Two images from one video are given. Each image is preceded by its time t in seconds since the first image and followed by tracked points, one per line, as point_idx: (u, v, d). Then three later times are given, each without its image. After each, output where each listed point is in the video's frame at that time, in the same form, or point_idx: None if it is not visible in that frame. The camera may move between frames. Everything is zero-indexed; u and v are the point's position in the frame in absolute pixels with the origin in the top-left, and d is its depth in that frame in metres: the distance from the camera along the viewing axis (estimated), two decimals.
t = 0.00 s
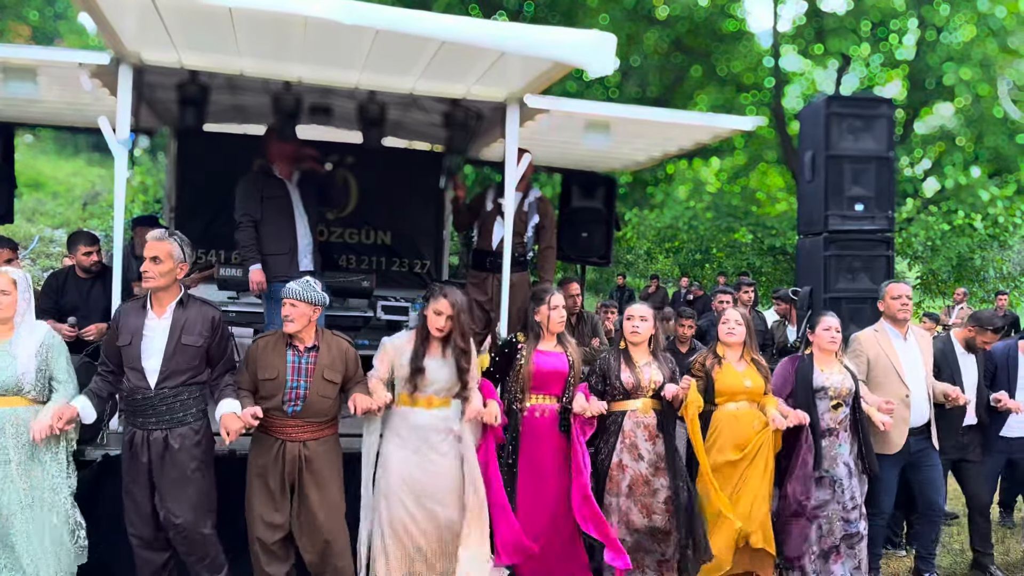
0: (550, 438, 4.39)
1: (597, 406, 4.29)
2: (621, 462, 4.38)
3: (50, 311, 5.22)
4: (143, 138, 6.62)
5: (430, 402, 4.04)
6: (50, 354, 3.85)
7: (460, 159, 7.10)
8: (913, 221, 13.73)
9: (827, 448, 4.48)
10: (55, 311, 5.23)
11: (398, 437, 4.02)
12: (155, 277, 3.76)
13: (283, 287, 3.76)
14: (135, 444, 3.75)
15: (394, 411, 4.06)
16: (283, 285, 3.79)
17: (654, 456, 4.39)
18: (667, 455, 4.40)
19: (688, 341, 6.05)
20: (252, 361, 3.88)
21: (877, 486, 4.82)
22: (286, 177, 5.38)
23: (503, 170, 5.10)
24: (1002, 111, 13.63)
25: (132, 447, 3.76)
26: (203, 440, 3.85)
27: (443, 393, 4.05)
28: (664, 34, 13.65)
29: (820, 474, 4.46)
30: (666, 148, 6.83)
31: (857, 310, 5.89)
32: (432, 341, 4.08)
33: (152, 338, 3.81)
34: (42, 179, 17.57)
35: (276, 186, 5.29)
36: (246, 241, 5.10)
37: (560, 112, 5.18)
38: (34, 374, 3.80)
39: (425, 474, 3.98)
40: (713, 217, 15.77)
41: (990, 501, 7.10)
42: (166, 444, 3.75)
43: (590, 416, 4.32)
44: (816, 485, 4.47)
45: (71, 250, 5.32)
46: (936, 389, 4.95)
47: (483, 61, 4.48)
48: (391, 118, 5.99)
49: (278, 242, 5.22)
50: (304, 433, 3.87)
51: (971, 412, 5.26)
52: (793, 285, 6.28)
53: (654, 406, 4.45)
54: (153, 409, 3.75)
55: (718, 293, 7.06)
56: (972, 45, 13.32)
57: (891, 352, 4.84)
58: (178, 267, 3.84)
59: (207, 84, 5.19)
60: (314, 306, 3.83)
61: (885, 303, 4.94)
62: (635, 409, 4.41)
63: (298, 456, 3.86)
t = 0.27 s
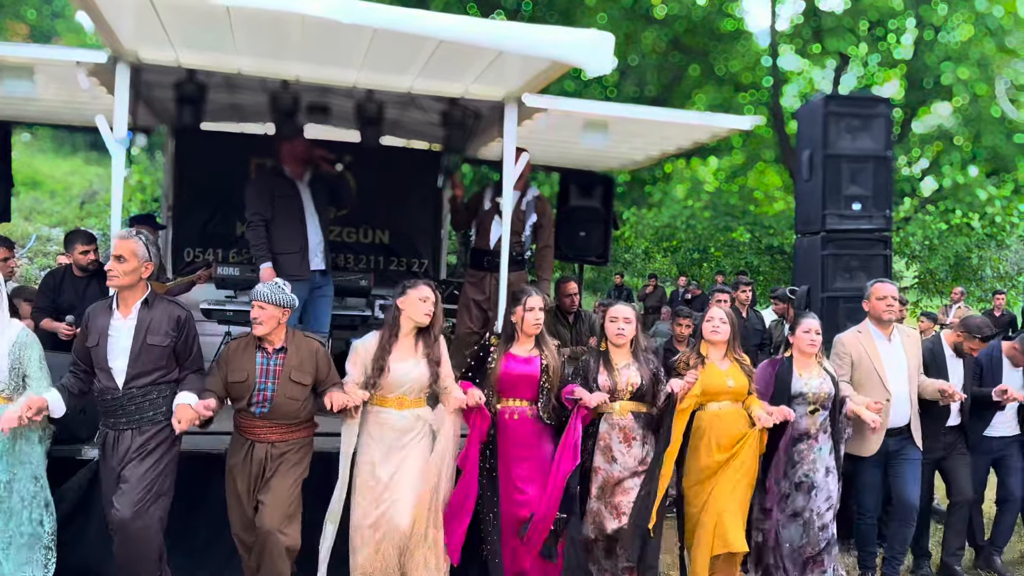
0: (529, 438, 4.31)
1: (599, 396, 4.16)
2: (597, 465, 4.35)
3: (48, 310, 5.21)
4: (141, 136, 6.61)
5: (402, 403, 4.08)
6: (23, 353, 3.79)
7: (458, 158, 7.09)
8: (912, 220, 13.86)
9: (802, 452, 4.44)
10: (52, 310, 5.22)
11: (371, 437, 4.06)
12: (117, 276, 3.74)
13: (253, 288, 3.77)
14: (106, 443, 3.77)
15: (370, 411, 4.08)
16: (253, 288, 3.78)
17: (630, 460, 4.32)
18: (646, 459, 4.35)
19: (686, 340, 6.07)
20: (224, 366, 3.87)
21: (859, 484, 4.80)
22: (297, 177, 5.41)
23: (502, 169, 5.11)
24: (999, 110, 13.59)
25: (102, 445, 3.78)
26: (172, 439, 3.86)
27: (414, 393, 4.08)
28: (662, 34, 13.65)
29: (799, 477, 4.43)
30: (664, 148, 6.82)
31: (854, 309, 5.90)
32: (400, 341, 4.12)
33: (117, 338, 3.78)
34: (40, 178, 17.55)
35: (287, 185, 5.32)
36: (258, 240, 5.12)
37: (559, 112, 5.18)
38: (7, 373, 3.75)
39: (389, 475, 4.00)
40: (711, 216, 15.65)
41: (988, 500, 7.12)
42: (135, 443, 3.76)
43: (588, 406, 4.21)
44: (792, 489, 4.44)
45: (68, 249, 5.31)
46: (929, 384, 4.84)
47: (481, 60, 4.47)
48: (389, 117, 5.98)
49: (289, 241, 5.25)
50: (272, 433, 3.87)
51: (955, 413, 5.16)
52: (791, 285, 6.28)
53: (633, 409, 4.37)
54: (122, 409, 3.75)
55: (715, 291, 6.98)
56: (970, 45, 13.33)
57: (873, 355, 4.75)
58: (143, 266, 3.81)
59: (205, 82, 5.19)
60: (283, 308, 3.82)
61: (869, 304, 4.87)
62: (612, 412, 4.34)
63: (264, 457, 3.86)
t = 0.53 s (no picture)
0: (514, 442, 4.27)
1: (594, 403, 4.02)
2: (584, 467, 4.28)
3: (46, 309, 5.22)
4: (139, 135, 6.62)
5: (386, 406, 4.02)
6: None
7: (457, 157, 7.09)
8: (909, 220, 13.94)
9: (790, 457, 4.35)
10: (50, 310, 5.22)
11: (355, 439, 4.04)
12: (84, 275, 3.70)
13: (228, 287, 3.72)
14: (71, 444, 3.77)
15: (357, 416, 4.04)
16: (229, 286, 3.73)
17: (618, 463, 4.22)
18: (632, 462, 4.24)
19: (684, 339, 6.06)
20: (198, 361, 3.83)
21: (847, 485, 4.84)
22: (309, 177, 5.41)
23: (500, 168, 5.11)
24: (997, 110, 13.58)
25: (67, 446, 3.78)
26: (139, 443, 3.82)
27: (399, 397, 4.04)
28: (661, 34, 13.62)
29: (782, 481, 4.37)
30: (662, 147, 6.82)
31: (852, 309, 5.90)
32: (380, 346, 4.06)
33: (85, 340, 3.77)
34: (38, 176, 17.54)
35: (300, 185, 5.35)
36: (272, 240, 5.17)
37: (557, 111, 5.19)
38: None
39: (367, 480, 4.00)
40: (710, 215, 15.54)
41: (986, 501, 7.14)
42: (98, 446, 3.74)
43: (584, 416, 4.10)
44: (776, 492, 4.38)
45: (66, 247, 5.32)
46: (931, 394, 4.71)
47: (479, 59, 4.47)
48: (388, 116, 5.98)
49: (302, 241, 5.28)
50: (239, 437, 3.78)
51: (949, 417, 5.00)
52: (790, 284, 6.29)
53: (622, 411, 4.24)
54: (86, 411, 3.73)
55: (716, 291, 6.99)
56: (969, 44, 13.34)
57: (866, 356, 4.73)
58: (110, 266, 3.77)
59: (204, 81, 5.19)
60: (257, 307, 3.76)
61: (864, 305, 4.83)
62: (600, 414, 4.21)
63: (230, 462, 3.77)
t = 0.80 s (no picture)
0: (508, 446, 4.22)
1: (577, 417, 3.99)
2: (577, 469, 4.21)
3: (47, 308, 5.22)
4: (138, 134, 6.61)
5: (373, 404, 3.90)
6: None
7: (457, 157, 7.09)
8: (908, 220, 13.98)
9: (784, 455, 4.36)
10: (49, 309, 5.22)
11: (341, 438, 3.90)
12: (60, 269, 3.61)
13: (202, 284, 3.65)
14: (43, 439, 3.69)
15: (340, 415, 3.92)
16: (203, 283, 3.67)
17: (610, 464, 4.18)
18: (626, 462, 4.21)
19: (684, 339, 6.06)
20: (169, 364, 3.77)
21: (839, 489, 4.70)
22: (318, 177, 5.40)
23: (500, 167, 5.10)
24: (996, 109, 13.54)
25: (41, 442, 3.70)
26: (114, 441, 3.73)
27: (387, 393, 3.92)
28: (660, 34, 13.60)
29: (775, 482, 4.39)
30: (662, 146, 6.82)
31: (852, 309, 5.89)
32: (370, 340, 3.94)
33: (59, 334, 3.68)
34: (38, 176, 17.57)
35: (307, 186, 5.36)
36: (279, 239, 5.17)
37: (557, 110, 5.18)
38: None
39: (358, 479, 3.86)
40: (709, 215, 15.49)
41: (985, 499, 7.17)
42: (70, 443, 3.65)
43: (563, 430, 4.09)
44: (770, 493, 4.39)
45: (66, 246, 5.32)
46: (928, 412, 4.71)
47: (478, 58, 4.47)
48: (387, 115, 5.97)
49: (308, 241, 5.29)
50: (219, 436, 3.75)
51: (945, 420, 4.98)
52: (789, 283, 6.31)
53: (616, 411, 4.21)
54: (58, 406, 3.65)
55: (716, 288, 7.05)
56: (968, 44, 13.28)
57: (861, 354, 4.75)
58: (88, 260, 3.68)
59: (203, 79, 5.18)
60: (233, 305, 3.69)
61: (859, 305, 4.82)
62: (593, 414, 4.18)
63: (209, 462, 3.73)
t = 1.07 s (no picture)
0: (498, 441, 4.19)
1: (549, 406, 4.05)
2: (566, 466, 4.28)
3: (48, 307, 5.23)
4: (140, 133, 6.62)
5: (358, 398, 3.88)
6: None
7: (458, 157, 7.09)
8: (909, 219, 13.93)
9: (782, 453, 4.39)
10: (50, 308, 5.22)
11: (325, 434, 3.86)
12: (45, 263, 3.72)
13: (175, 279, 3.68)
14: (24, 434, 3.75)
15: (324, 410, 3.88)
16: (177, 278, 3.70)
17: (600, 460, 4.28)
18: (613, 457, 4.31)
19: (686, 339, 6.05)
20: (149, 358, 3.76)
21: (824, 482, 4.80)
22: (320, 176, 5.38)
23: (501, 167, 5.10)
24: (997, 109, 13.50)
25: (21, 437, 3.77)
26: (97, 433, 3.82)
27: (372, 386, 3.89)
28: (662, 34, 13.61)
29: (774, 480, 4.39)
30: (663, 145, 6.81)
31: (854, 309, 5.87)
32: (354, 335, 3.93)
33: (41, 327, 3.78)
34: (38, 175, 17.55)
35: (310, 185, 5.37)
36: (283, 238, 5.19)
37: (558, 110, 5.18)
38: None
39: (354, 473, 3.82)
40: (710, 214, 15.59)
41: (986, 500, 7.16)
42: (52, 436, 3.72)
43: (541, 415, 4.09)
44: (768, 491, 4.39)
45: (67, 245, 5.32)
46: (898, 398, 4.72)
47: (479, 57, 4.46)
48: (388, 114, 5.97)
49: (314, 239, 5.32)
50: (200, 432, 3.75)
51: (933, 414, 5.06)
52: (790, 283, 6.31)
53: (602, 406, 4.33)
54: (41, 401, 3.73)
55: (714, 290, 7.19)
56: (969, 43, 13.29)
57: (844, 350, 4.76)
58: (72, 254, 3.79)
59: (204, 78, 5.18)
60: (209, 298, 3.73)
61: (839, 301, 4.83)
62: (580, 409, 4.28)
63: (195, 457, 3.73)
